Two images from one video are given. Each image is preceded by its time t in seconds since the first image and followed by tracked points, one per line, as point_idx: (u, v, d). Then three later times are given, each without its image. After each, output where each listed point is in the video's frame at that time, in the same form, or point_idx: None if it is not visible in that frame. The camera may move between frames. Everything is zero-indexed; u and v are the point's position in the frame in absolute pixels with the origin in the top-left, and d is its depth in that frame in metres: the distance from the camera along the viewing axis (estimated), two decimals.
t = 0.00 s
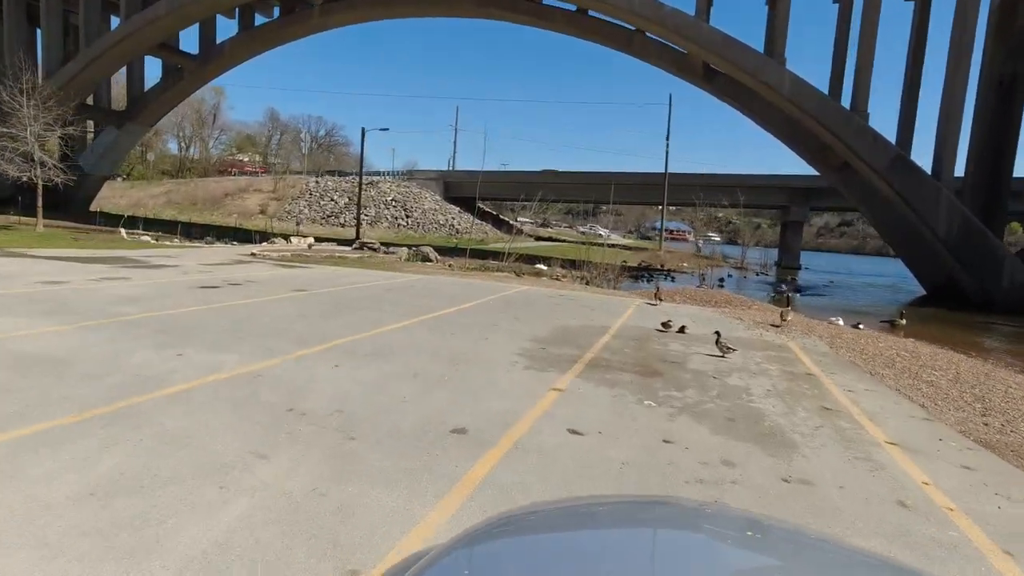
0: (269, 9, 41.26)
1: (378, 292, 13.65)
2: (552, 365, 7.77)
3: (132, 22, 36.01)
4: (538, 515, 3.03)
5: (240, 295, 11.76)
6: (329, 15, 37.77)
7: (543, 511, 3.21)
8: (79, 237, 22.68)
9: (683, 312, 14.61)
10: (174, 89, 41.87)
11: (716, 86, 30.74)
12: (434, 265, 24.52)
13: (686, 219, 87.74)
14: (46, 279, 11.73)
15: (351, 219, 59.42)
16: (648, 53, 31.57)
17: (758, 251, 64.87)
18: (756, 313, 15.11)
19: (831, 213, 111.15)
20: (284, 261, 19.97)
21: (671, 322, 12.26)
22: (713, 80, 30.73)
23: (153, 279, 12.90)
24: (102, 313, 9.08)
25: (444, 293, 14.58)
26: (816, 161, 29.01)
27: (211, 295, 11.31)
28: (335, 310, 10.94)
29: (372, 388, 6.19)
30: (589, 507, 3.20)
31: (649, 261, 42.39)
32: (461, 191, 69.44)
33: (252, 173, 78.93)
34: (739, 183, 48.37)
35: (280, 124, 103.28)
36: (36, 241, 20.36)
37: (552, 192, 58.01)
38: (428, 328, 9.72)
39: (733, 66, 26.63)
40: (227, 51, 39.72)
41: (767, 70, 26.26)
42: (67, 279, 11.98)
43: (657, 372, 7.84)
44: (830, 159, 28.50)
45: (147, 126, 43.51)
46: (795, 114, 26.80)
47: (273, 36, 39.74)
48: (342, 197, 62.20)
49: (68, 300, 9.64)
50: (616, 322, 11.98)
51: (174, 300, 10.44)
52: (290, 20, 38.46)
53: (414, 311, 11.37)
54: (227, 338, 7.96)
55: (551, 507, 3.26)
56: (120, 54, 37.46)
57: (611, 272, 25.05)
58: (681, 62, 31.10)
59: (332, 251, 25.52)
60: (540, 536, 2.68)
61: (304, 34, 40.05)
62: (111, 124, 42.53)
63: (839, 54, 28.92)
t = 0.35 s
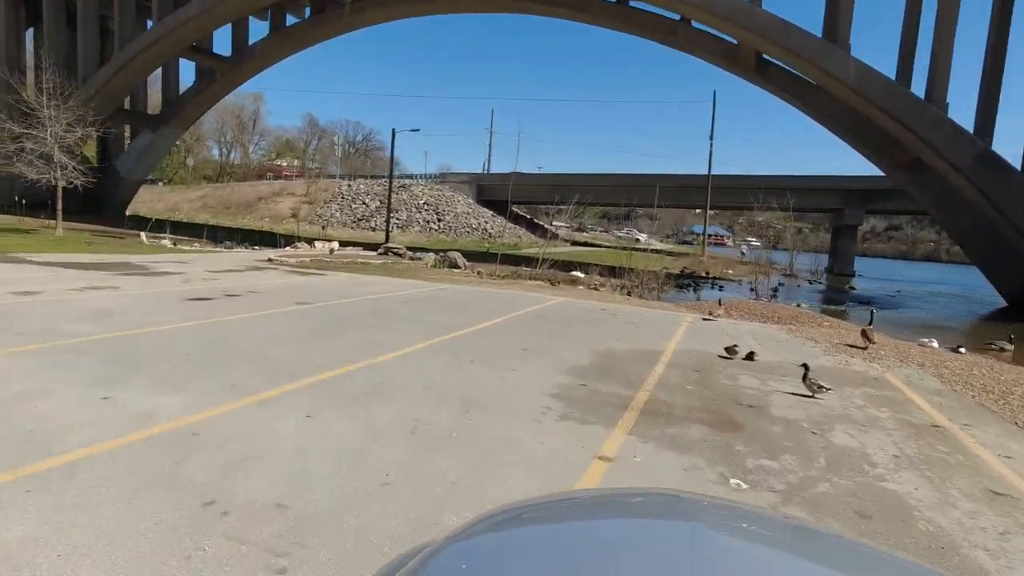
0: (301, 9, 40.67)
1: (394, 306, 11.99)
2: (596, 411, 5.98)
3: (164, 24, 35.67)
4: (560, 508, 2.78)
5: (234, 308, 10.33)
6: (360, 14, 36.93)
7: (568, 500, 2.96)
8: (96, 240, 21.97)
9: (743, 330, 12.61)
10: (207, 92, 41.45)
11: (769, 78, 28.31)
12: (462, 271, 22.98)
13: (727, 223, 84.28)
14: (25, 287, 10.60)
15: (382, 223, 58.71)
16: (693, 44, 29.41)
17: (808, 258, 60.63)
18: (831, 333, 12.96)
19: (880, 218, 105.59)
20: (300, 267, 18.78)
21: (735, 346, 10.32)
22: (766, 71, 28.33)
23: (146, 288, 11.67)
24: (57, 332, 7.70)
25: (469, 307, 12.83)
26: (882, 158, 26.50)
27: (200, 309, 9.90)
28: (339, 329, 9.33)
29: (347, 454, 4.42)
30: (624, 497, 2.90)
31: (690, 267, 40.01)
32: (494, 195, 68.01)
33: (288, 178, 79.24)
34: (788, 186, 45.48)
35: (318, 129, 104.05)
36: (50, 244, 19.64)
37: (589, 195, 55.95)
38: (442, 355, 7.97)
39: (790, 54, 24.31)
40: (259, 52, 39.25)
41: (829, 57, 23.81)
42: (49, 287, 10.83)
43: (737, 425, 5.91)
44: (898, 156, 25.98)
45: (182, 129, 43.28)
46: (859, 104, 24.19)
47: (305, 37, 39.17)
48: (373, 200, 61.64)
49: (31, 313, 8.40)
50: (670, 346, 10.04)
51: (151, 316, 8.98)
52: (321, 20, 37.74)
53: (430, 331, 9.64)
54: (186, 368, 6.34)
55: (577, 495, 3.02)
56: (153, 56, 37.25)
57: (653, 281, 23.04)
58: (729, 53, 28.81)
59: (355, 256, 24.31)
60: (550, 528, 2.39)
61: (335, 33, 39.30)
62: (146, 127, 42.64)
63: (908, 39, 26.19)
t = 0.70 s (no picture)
0: (345, 12, 40.19)
1: (423, 323, 10.44)
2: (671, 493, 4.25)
3: (211, 29, 35.80)
4: (562, 509, 3.03)
5: (237, 326, 9.06)
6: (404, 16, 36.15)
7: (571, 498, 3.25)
8: (131, 246, 21.58)
9: (834, 356, 10.55)
10: (254, 98, 41.47)
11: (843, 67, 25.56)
12: (503, 280, 21.48)
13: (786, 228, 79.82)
14: (19, 300, 9.69)
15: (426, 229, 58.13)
16: (757, 33, 26.97)
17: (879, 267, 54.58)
18: (944, 361, 10.71)
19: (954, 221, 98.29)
20: (330, 276, 17.73)
21: (835, 381, 8.34)
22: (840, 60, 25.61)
23: (151, 301, 10.65)
24: (17, 359, 6.56)
25: (509, 324, 11.19)
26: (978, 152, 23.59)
27: (197, 328, 8.68)
28: (353, 352, 7.85)
29: None
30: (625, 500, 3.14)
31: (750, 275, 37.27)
32: (541, 200, 66.43)
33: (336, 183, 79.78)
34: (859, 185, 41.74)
35: (368, 136, 104.89)
36: (83, 250, 19.27)
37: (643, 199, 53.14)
38: (468, 395, 6.37)
39: (871, 38, 21.66)
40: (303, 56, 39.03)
41: (918, 41, 21.06)
42: (47, 300, 9.92)
43: (891, 527, 4.00)
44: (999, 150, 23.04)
45: (231, 136, 43.48)
46: (954, 92, 21.40)
47: (349, 41, 38.74)
48: (417, 205, 61.32)
49: (2, 332, 7.37)
50: (757, 382, 8.05)
51: (135, 338, 7.73)
52: (364, 22, 37.15)
53: (459, 359, 8.02)
54: (139, 416, 4.91)
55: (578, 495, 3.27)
56: (201, 63, 37.48)
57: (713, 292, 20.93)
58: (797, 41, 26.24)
59: (391, 263, 23.21)
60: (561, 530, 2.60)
61: (378, 36, 38.65)
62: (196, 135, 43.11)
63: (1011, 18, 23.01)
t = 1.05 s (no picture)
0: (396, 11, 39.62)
1: (462, 343, 8.91)
2: None
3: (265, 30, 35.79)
4: (573, 508, 3.12)
5: (246, 343, 7.76)
6: (456, 13, 35.21)
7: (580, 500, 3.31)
8: (174, 250, 21.13)
9: (976, 391, 8.40)
10: (307, 100, 41.31)
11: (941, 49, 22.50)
12: (555, 287, 19.93)
13: (859, 231, 74.41)
14: (18, 310, 8.73)
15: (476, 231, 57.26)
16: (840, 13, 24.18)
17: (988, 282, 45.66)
18: None
19: None
20: (369, 283, 16.59)
21: (1003, 434, 6.28)
22: (938, 42, 22.60)
23: (163, 312, 9.57)
24: None
25: (562, 346, 9.54)
26: None
27: (197, 345, 7.40)
28: (373, 383, 6.38)
29: None
30: (636, 505, 3.21)
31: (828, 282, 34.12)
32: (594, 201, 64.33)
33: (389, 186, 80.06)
34: (948, 182, 37.22)
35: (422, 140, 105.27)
36: (125, 253, 18.93)
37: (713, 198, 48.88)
38: (511, 453, 4.77)
39: (982, 13, 18.76)
40: (354, 57, 38.69)
41: None
42: (49, 309, 8.93)
43: None
44: None
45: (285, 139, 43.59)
46: None
47: (401, 41, 38.14)
48: (468, 208, 61.20)
49: None
50: (893, 436, 6.05)
51: (119, 360, 6.46)
52: (415, 20, 36.37)
53: (502, 395, 6.40)
54: (51, 490, 3.47)
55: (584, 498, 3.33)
56: (256, 66, 37.60)
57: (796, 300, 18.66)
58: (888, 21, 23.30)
59: (436, 268, 21.99)
60: (580, 532, 2.71)
61: (429, 34, 37.83)
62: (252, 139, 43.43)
63: None
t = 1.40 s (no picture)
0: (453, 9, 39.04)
1: (512, 368, 7.58)
2: None
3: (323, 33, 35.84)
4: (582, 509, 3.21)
5: (262, 366, 6.70)
6: (513, 10, 34.19)
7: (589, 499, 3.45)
8: (225, 253, 20.91)
9: None
10: (365, 103, 41.28)
11: None
12: (616, 295, 18.41)
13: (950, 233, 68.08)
14: (33, 321, 8.06)
15: (532, 233, 56.12)
16: None
17: None
18: None
19: None
20: (416, 289, 15.60)
21: None
22: None
23: (187, 323, 8.75)
24: None
25: (630, 372, 8.03)
26: None
27: (205, 368, 6.38)
28: (399, 426, 5.16)
29: None
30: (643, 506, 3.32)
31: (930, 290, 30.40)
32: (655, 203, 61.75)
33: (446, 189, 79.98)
34: None
35: (479, 143, 104.81)
36: (176, 257, 18.78)
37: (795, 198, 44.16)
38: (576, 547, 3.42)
39: None
40: (411, 58, 38.31)
41: None
42: (65, 321, 8.22)
43: None
44: None
45: (343, 143, 43.77)
46: None
47: (457, 41, 37.47)
48: (524, 210, 60.04)
49: None
50: None
51: (107, 390, 5.48)
52: (472, 17, 35.54)
53: (560, 446, 5.05)
54: None
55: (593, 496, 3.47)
56: (314, 70, 37.82)
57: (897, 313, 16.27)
58: None
59: (489, 273, 20.88)
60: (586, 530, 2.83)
61: (486, 32, 36.95)
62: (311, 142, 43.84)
63: None
